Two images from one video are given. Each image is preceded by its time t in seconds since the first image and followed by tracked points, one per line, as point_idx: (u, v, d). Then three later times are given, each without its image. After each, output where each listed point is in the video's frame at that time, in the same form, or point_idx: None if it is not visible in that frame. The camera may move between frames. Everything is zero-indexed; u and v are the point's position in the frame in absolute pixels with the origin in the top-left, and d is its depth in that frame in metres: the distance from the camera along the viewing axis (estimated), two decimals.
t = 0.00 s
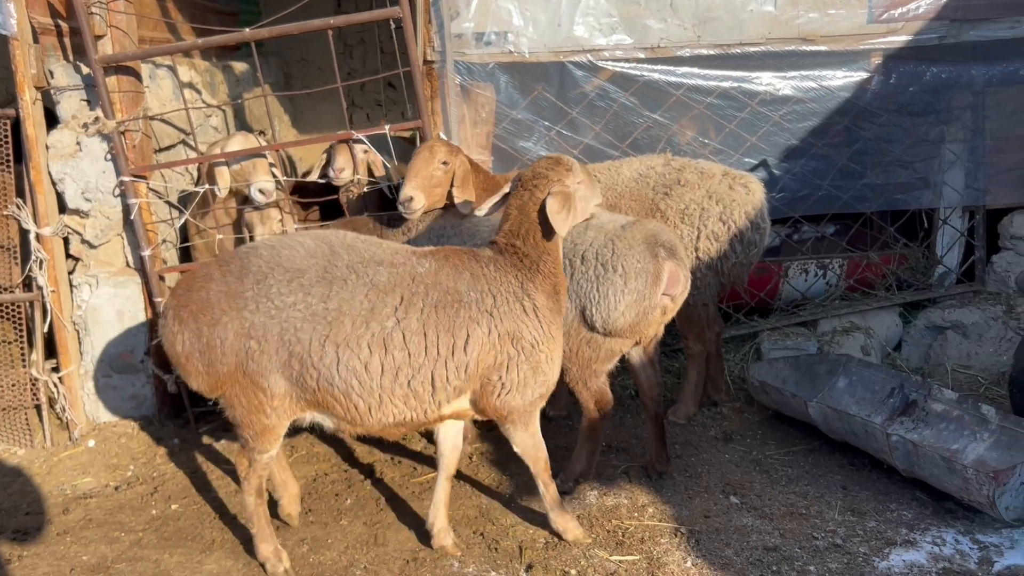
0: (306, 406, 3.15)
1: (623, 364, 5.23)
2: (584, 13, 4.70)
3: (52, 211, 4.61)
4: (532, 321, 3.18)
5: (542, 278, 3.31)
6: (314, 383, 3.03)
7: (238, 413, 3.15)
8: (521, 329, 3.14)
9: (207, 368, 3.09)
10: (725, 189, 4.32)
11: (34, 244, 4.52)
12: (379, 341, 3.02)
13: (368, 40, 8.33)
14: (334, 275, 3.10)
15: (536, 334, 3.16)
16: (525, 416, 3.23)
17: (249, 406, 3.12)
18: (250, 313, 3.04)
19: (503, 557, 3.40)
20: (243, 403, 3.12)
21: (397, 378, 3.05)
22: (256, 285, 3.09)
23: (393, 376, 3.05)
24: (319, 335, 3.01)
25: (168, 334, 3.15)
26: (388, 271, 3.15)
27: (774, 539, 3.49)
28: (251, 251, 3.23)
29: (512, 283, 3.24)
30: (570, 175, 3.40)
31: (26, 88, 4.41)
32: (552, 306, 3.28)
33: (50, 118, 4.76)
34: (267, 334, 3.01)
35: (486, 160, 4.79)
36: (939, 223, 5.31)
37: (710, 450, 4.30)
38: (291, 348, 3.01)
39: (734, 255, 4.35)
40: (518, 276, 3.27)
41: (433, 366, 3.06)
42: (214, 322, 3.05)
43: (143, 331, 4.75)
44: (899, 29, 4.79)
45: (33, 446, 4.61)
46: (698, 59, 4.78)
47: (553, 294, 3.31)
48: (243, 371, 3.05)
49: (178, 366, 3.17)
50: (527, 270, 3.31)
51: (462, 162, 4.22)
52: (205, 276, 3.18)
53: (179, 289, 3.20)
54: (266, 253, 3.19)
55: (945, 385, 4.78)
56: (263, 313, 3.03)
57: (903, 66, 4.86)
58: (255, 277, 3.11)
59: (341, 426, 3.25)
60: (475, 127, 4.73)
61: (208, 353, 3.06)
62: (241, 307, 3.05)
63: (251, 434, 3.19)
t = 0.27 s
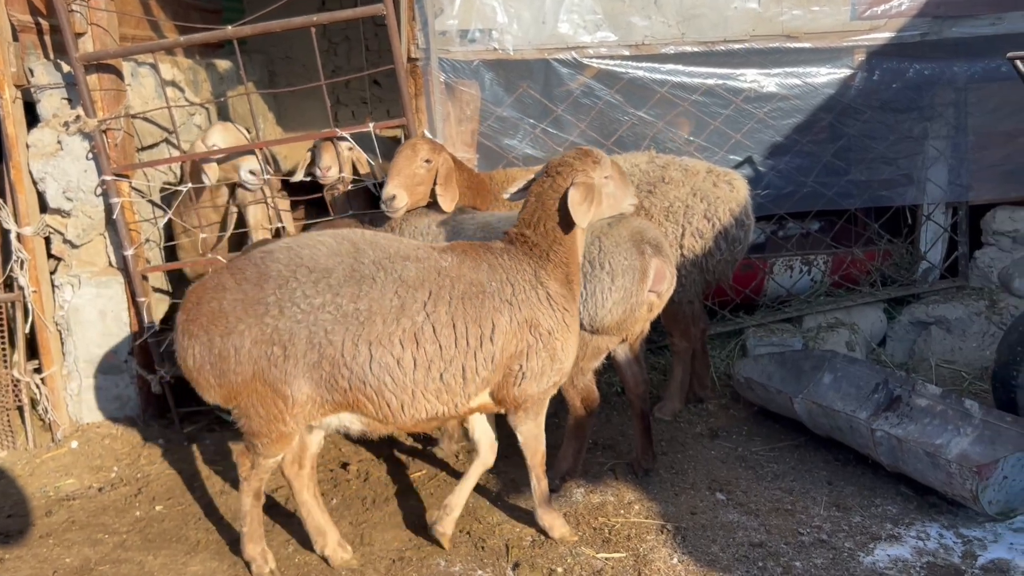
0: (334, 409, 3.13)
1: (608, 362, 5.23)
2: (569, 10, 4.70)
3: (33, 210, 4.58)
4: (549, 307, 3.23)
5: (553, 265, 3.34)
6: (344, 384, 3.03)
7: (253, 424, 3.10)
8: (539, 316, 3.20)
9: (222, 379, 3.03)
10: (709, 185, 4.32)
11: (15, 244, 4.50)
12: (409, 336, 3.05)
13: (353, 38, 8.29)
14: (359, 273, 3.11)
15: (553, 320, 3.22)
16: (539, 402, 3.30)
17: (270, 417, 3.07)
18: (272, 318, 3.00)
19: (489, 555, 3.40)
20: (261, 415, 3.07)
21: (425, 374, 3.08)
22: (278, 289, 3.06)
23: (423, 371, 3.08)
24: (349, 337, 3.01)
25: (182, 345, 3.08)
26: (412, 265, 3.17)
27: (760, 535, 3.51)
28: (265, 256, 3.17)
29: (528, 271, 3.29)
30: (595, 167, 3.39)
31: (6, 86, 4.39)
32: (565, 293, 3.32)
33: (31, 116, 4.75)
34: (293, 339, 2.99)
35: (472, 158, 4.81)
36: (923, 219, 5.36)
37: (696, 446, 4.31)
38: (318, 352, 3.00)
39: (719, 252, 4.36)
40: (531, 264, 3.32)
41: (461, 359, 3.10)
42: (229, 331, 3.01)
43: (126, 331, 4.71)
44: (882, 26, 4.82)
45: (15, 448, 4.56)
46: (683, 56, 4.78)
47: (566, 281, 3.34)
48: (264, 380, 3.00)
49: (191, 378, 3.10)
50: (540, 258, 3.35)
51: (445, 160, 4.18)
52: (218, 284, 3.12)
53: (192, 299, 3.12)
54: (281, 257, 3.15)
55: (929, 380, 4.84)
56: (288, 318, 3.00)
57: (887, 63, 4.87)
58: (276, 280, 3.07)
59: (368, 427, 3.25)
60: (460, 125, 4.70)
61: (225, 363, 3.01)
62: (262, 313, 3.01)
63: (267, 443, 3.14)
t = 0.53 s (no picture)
0: (354, 404, 3.11)
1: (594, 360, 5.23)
2: (554, 8, 4.72)
3: (15, 209, 4.53)
4: (554, 298, 3.25)
5: (560, 259, 3.35)
6: (365, 376, 3.03)
7: (265, 426, 3.03)
8: (547, 307, 3.22)
9: (241, 377, 2.99)
10: (693, 183, 4.32)
11: None
12: (427, 324, 3.07)
13: (338, 35, 8.26)
14: (378, 264, 3.12)
15: (558, 311, 3.23)
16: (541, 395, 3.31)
17: (287, 417, 3.02)
18: (296, 311, 3.00)
19: (475, 554, 3.40)
20: (277, 415, 3.01)
21: (441, 363, 3.09)
22: (301, 282, 3.05)
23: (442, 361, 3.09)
24: (372, 327, 3.02)
25: (199, 341, 3.03)
26: (426, 256, 3.19)
27: (746, 532, 3.52)
28: (283, 251, 3.15)
29: (535, 262, 3.31)
30: (623, 166, 3.40)
31: None
32: (571, 285, 3.32)
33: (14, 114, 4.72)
34: (317, 332, 2.98)
35: (457, 156, 4.78)
36: (907, 216, 5.37)
37: (682, 444, 4.32)
38: (342, 345, 2.99)
39: (704, 250, 4.38)
40: (538, 256, 3.35)
41: (474, 346, 3.11)
42: (252, 325, 2.98)
43: (110, 331, 4.68)
44: (866, 24, 4.86)
45: None
46: (668, 54, 4.78)
47: (573, 274, 3.35)
48: (285, 375, 2.97)
49: (205, 377, 3.05)
50: (549, 252, 3.36)
51: (425, 159, 4.10)
52: (234, 279, 3.07)
53: (208, 295, 3.07)
54: (298, 252, 3.13)
55: (913, 376, 4.87)
56: (312, 310, 3.00)
57: (871, 61, 4.90)
58: (299, 274, 3.06)
59: (383, 421, 3.25)
60: (446, 123, 4.69)
61: (246, 358, 2.97)
62: (285, 306, 3.00)
63: (278, 445, 3.07)
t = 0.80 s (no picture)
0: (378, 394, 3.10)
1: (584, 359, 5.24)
2: (542, 7, 4.75)
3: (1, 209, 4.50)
4: (559, 297, 3.25)
5: (570, 261, 3.35)
6: (388, 363, 3.03)
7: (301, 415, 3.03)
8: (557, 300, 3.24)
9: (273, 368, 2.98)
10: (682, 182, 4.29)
11: None
12: (441, 309, 3.08)
13: (327, 34, 8.25)
14: (392, 248, 3.14)
15: (563, 309, 3.24)
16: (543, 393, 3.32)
17: (324, 405, 3.01)
18: (320, 298, 2.99)
19: (464, 552, 3.40)
20: (314, 404, 3.00)
21: (456, 348, 3.11)
22: (322, 269, 3.05)
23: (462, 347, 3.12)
24: (392, 312, 3.02)
25: (229, 336, 2.99)
26: (438, 242, 3.21)
27: (733, 529, 3.53)
28: (301, 243, 3.16)
29: (544, 259, 3.31)
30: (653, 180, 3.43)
31: None
32: (578, 288, 3.33)
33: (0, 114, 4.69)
34: (340, 317, 2.97)
35: (447, 155, 4.75)
36: (894, 215, 5.38)
37: (670, 442, 4.33)
38: (366, 332, 2.99)
39: (692, 248, 4.39)
40: (549, 254, 3.34)
41: (481, 333, 3.13)
42: (281, 314, 2.97)
43: (97, 330, 4.65)
44: (853, 23, 4.91)
45: None
46: (655, 53, 4.79)
47: (582, 277, 3.35)
48: (313, 363, 2.96)
49: (239, 370, 3.01)
50: (557, 252, 3.36)
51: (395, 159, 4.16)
52: (256, 271, 3.06)
53: (230, 287, 3.04)
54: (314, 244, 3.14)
55: (899, 374, 4.90)
56: (337, 295, 3.00)
57: (858, 60, 4.92)
58: (320, 262, 3.07)
59: (396, 411, 3.25)
60: (434, 122, 4.68)
61: (279, 349, 2.96)
62: (311, 294, 2.99)
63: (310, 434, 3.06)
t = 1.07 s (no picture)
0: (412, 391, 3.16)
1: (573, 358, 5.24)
2: (531, 7, 4.74)
3: None
4: (575, 299, 3.26)
5: (589, 264, 3.35)
6: (417, 363, 3.09)
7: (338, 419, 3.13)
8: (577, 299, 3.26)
9: (303, 382, 3.06)
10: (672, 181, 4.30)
11: None
12: (463, 308, 3.13)
13: (317, 33, 8.25)
14: (414, 249, 3.20)
15: (577, 312, 3.24)
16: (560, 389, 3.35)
17: (359, 410, 3.09)
18: (344, 306, 3.06)
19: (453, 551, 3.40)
20: (351, 409, 3.09)
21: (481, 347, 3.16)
22: (346, 277, 3.12)
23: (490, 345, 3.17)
24: (415, 314, 3.08)
25: (253, 357, 3.10)
26: (457, 240, 3.26)
27: (722, 528, 3.54)
28: (323, 252, 3.22)
29: (561, 260, 3.33)
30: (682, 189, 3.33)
31: None
32: (594, 291, 3.32)
33: None
34: (364, 322, 3.04)
35: (435, 155, 4.76)
36: (882, 214, 5.41)
37: (660, 441, 4.34)
38: (393, 335, 3.05)
39: (682, 247, 4.40)
40: (567, 256, 3.35)
41: (499, 332, 3.17)
42: (304, 331, 3.04)
43: (84, 330, 4.64)
44: (841, 23, 4.93)
45: None
46: (644, 53, 4.81)
47: (600, 281, 3.36)
48: (341, 371, 3.04)
49: (268, 389, 3.13)
50: (575, 253, 3.37)
51: (376, 161, 4.18)
52: (277, 288, 3.13)
53: (252, 307, 3.12)
54: (336, 252, 3.19)
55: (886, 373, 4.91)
56: (361, 301, 3.06)
57: (846, 60, 4.95)
58: (343, 270, 3.13)
59: (426, 407, 3.31)
60: (423, 121, 4.69)
61: (303, 365, 3.04)
62: (334, 303, 3.06)
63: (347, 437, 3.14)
